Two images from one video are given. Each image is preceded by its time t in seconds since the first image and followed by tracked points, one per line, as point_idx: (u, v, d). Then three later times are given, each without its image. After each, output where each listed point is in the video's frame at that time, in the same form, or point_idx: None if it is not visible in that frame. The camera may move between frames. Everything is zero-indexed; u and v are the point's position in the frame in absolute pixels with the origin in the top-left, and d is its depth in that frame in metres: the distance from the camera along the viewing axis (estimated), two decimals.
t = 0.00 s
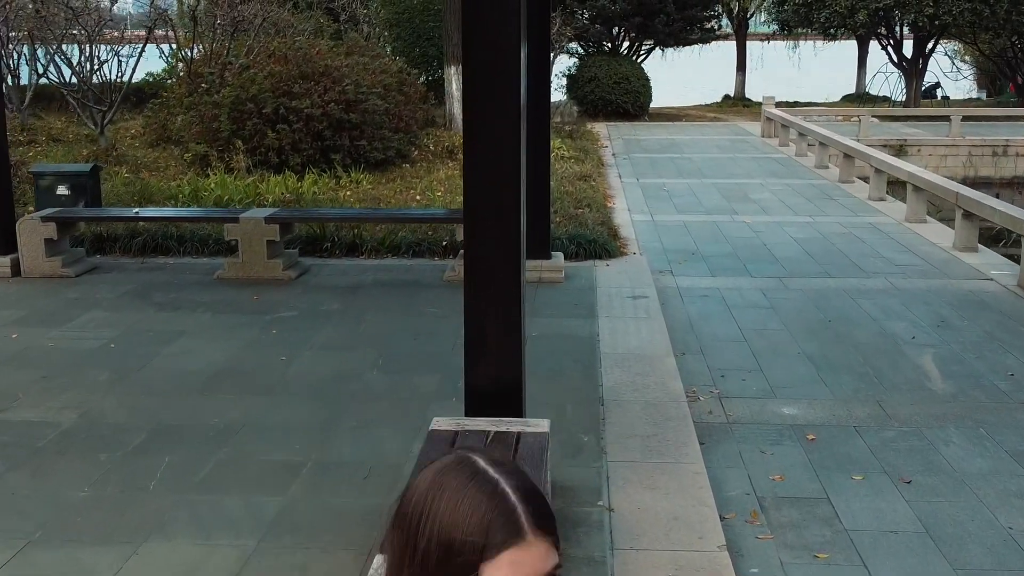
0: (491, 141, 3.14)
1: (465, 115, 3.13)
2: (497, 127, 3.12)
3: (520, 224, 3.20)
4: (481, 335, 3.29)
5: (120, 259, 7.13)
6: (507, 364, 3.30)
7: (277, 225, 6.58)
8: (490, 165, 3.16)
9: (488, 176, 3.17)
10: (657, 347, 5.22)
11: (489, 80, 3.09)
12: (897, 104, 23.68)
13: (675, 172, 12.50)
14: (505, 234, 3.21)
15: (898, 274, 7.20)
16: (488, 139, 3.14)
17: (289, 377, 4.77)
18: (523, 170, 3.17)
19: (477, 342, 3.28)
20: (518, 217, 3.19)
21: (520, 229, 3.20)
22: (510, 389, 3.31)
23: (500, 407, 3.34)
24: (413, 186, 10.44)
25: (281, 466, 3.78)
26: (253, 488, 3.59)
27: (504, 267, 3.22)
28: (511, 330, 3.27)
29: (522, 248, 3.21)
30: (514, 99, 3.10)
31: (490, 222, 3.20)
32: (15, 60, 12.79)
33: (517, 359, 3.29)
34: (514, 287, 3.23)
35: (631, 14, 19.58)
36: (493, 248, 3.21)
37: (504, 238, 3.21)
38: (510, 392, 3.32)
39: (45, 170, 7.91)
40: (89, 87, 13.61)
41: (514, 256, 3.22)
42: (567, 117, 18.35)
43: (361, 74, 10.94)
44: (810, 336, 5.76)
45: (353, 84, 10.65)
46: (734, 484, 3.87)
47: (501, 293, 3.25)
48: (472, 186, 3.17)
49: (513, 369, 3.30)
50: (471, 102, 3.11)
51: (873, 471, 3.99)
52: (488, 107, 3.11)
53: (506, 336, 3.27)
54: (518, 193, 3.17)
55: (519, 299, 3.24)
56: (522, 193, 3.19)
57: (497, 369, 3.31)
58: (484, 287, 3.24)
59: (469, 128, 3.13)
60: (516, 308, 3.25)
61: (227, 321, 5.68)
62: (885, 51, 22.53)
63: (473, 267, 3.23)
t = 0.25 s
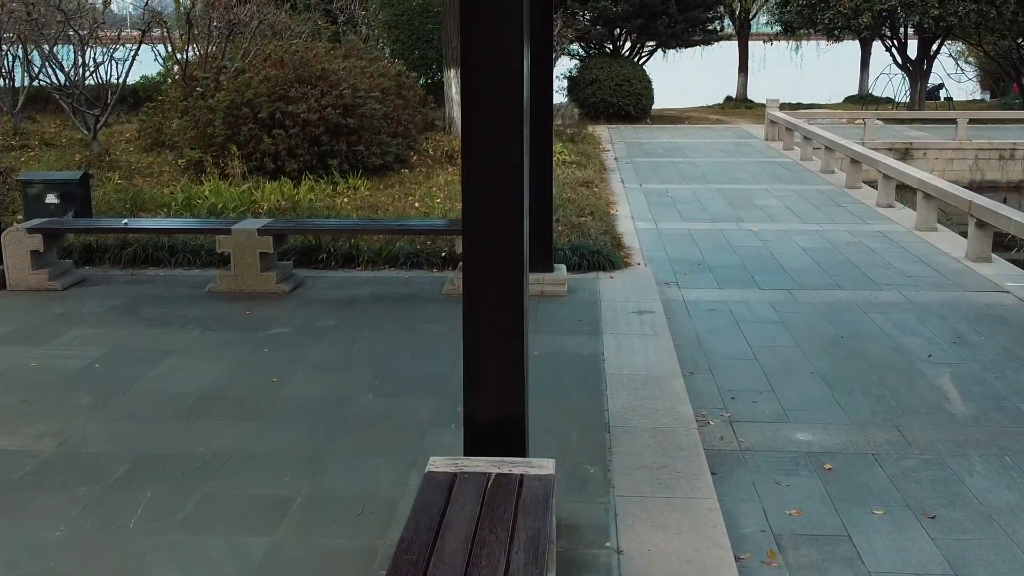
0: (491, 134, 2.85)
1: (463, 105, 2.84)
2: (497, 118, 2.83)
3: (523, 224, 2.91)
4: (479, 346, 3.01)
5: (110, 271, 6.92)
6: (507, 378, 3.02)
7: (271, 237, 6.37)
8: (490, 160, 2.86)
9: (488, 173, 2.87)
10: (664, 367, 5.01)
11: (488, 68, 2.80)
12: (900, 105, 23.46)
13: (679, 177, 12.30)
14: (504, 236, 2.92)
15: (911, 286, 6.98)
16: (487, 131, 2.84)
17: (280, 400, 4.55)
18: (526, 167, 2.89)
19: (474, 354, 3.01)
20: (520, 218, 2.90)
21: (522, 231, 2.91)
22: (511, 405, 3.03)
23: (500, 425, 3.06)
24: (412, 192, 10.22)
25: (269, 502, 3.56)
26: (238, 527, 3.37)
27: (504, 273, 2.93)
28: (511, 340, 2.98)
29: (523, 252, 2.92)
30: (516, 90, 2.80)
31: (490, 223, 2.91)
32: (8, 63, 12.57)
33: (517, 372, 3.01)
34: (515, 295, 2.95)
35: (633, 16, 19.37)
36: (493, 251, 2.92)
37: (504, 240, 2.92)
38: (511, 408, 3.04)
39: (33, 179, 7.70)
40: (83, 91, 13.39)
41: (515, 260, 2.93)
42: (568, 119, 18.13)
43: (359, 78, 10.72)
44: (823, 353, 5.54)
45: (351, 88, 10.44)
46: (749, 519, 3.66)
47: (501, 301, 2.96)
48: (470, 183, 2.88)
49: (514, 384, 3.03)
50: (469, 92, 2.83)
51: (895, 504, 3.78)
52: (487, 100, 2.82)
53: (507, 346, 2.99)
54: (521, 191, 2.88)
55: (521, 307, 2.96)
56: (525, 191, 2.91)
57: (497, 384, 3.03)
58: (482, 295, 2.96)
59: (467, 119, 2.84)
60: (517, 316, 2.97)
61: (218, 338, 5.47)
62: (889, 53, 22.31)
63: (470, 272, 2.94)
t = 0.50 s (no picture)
0: (492, 130, 2.65)
1: (461, 99, 2.64)
2: (498, 112, 2.63)
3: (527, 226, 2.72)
4: (481, 354, 2.82)
5: (99, 285, 6.72)
6: (512, 388, 2.82)
7: (265, 252, 6.17)
8: (491, 157, 2.67)
9: (488, 171, 2.68)
10: (673, 391, 4.80)
11: (487, 59, 2.61)
12: (904, 107, 23.25)
13: (683, 183, 12.09)
14: (507, 238, 2.73)
15: (925, 300, 6.77)
16: (487, 125, 2.64)
17: (272, 428, 4.35)
18: (529, 163, 2.69)
19: (475, 362, 2.81)
20: (523, 219, 2.70)
21: (526, 232, 2.71)
22: (515, 418, 2.84)
23: (504, 440, 2.86)
24: (411, 199, 10.01)
25: (256, 544, 3.35)
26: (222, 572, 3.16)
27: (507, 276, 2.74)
28: (515, 348, 2.79)
29: (527, 254, 2.72)
30: (518, 84, 2.61)
31: (491, 223, 2.71)
32: None
33: (522, 382, 2.82)
34: (519, 300, 2.76)
35: (635, 18, 19.16)
36: (495, 253, 2.73)
37: (506, 242, 2.72)
38: (516, 421, 2.84)
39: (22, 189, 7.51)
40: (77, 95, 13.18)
41: (519, 263, 2.74)
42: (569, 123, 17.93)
43: (357, 83, 10.51)
44: (837, 374, 5.34)
45: (349, 93, 10.23)
46: (766, 561, 3.45)
47: (504, 306, 2.77)
48: (469, 180, 2.69)
49: (518, 395, 2.83)
50: (468, 86, 2.63)
51: (920, 544, 3.57)
52: (487, 95, 2.62)
53: (510, 356, 2.80)
54: (524, 189, 2.68)
55: (525, 313, 2.76)
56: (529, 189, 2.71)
57: (501, 395, 2.83)
58: (484, 300, 2.77)
59: (465, 115, 2.64)
60: (522, 322, 2.77)
61: (209, 358, 5.26)
62: (893, 55, 22.09)
63: (471, 276, 2.75)
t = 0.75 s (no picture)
0: (493, 130, 2.45)
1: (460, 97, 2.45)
2: (500, 111, 2.44)
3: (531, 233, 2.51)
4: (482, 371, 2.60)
5: (87, 297, 6.51)
6: (514, 408, 2.61)
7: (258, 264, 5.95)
8: (492, 160, 2.47)
9: (489, 174, 2.48)
10: (683, 415, 4.59)
11: (487, 49, 2.41)
12: (909, 108, 23.02)
13: (687, 187, 11.88)
14: (509, 247, 2.52)
15: (941, 313, 6.55)
16: (488, 125, 2.44)
17: (262, 456, 4.12)
18: (534, 166, 2.49)
19: (476, 380, 2.60)
20: (526, 224, 2.49)
21: (531, 241, 2.51)
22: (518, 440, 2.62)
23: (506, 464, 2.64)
24: (410, 205, 9.78)
25: None
26: None
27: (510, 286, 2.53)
28: (519, 365, 2.58)
29: (529, 261, 2.52)
30: (521, 78, 2.42)
31: (493, 229, 2.51)
32: None
33: (527, 401, 2.60)
34: (523, 313, 2.55)
35: (637, 19, 18.94)
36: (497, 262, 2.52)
37: (509, 250, 2.51)
38: (519, 443, 2.62)
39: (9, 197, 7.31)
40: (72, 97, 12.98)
41: (522, 273, 2.53)
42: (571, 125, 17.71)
43: (356, 86, 10.31)
44: (853, 393, 5.11)
45: (346, 96, 10.01)
46: None
47: (506, 319, 2.56)
48: (468, 184, 2.49)
49: (522, 415, 2.61)
50: (467, 83, 2.43)
51: None
52: (487, 90, 2.43)
53: (514, 373, 2.59)
54: (529, 193, 2.48)
55: (529, 326, 2.55)
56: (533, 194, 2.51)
57: (503, 415, 2.62)
58: (484, 312, 2.55)
59: (464, 114, 2.45)
60: (526, 336, 2.56)
61: (197, 377, 5.05)
62: (898, 57, 21.87)
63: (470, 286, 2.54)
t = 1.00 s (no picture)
0: (493, 128, 2.32)
1: (458, 92, 2.32)
2: (501, 108, 2.31)
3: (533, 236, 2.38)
4: (481, 380, 2.48)
5: (77, 304, 6.36)
6: (516, 419, 2.48)
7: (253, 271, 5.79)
8: (491, 160, 2.34)
9: (489, 175, 2.35)
10: (691, 429, 4.42)
11: (487, 42, 2.27)
12: (912, 109, 22.85)
13: (690, 190, 11.72)
14: (510, 251, 2.39)
15: (953, 320, 6.39)
16: (488, 123, 2.32)
17: (252, 473, 3.96)
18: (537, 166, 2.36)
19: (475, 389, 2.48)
20: (528, 227, 2.37)
21: (533, 244, 2.38)
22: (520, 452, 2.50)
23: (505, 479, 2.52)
24: (409, 208, 9.63)
25: None
26: None
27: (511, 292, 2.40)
28: (520, 374, 2.45)
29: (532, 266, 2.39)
30: (524, 74, 2.29)
31: (493, 232, 2.38)
32: None
33: (528, 412, 2.48)
34: (524, 319, 2.42)
35: (638, 19, 18.78)
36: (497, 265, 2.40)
37: (509, 253, 2.39)
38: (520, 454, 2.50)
39: None
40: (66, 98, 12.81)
41: (524, 278, 2.40)
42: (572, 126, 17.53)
43: (354, 88, 10.15)
44: (865, 405, 4.95)
45: (344, 98, 9.85)
46: None
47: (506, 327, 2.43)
48: (466, 184, 2.36)
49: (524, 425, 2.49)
50: (466, 78, 2.31)
51: None
52: (487, 86, 2.30)
53: (515, 382, 2.46)
54: (530, 195, 2.35)
55: (531, 335, 2.43)
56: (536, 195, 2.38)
57: (504, 426, 2.49)
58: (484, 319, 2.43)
59: (462, 111, 2.32)
60: (527, 344, 2.43)
61: (187, 388, 4.89)
62: (901, 57, 21.70)
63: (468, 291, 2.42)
